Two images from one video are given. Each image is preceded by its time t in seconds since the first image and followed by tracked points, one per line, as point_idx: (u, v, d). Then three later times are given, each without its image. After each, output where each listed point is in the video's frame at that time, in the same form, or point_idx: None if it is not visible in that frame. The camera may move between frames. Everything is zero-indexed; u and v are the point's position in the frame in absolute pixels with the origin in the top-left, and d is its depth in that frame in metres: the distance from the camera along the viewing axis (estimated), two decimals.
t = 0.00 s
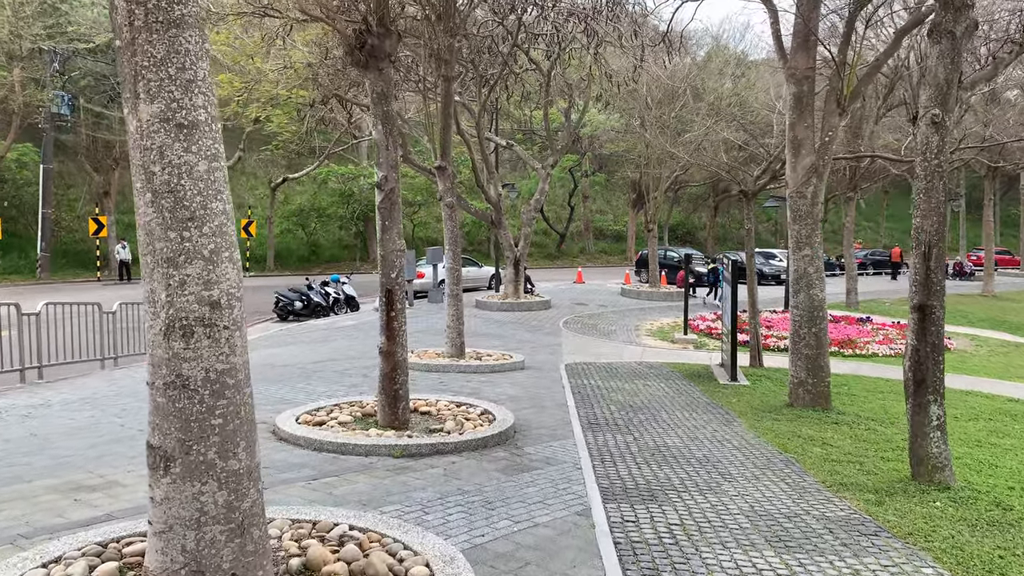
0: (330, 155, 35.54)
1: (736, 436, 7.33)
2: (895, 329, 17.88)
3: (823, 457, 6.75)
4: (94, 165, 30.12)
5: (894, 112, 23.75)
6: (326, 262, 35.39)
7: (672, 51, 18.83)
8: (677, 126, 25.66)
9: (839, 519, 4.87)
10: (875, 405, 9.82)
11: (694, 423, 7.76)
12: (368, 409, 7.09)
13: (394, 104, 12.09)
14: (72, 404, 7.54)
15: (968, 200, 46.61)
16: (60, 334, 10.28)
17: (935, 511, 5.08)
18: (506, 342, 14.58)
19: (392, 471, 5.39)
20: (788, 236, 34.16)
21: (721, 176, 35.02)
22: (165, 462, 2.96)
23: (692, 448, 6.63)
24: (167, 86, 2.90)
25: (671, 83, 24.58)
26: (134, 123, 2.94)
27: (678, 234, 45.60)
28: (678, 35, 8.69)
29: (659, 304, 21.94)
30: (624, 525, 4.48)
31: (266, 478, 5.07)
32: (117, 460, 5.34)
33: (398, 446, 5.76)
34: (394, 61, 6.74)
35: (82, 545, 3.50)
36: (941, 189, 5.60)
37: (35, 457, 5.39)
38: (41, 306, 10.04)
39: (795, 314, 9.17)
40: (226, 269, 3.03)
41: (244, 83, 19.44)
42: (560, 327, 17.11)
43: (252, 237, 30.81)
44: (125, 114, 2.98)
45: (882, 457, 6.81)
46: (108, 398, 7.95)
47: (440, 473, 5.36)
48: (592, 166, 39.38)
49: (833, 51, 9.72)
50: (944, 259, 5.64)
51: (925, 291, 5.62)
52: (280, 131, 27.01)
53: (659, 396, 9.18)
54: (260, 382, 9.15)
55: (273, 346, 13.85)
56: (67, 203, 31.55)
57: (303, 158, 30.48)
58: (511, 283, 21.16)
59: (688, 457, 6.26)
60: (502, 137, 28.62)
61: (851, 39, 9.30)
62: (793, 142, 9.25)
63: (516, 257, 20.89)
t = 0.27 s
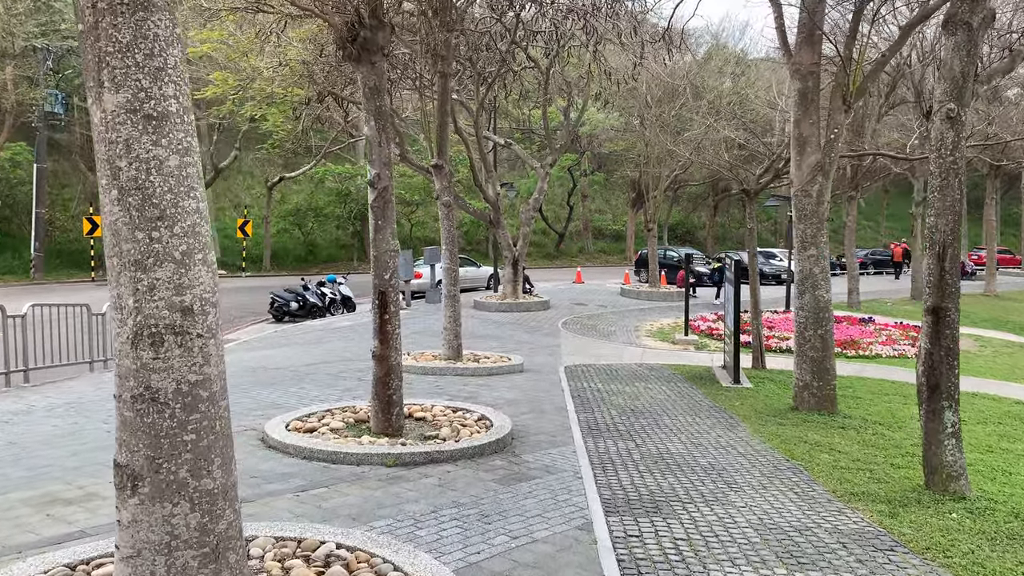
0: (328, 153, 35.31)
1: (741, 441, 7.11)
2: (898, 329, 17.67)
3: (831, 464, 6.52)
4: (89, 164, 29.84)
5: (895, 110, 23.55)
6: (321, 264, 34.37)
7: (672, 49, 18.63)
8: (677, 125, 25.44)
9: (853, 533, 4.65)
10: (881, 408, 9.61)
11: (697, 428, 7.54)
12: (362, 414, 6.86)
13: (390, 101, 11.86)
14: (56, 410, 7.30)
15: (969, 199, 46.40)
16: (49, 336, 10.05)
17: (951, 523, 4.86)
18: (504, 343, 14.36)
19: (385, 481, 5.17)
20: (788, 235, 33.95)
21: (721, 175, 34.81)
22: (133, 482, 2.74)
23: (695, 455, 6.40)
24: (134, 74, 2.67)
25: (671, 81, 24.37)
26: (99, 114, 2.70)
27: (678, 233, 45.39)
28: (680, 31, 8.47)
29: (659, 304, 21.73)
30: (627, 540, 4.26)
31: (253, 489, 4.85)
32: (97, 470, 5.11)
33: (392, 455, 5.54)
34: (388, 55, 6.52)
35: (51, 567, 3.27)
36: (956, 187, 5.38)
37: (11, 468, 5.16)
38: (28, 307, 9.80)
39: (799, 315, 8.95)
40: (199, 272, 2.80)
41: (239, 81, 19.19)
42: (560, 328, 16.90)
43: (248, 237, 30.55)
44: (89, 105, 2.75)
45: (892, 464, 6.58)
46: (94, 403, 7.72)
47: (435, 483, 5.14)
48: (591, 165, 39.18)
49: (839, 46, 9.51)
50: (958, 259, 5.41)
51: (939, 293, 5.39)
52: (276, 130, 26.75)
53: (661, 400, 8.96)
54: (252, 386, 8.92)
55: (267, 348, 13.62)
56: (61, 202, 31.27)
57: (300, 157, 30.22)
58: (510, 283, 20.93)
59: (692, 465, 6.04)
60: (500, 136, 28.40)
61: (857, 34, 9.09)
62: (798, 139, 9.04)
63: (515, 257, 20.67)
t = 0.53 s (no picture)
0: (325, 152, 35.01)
1: (746, 445, 6.88)
2: (901, 329, 17.46)
3: (840, 469, 6.30)
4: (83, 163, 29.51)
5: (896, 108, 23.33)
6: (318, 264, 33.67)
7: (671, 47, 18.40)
8: (676, 124, 25.23)
9: (868, 544, 4.42)
10: (888, 410, 9.39)
11: (701, 431, 7.32)
12: (354, 418, 6.63)
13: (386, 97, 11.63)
14: (39, 412, 7.09)
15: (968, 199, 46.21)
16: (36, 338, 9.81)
17: (971, 533, 4.64)
18: (502, 343, 14.12)
19: (378, 489, 4.94)
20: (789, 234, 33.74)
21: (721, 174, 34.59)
22: (96, 496, 2.50)
23: (700, 459, 6.18)
24: (96, 49, 2.44)
25: (671, 79, 24.12)
26: (58, 94, 2.47)
27: (677, 233, 45.15)
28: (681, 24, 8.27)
29: (659, 304, 21.50)
30: (632, 551, 4.03)
31: (238, 497, 4.61)
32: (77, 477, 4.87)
33: (384, 460, 5.31)
34: (381, 45, 6.28)
35: None
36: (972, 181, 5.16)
37: None
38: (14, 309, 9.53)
39: (805, 315, 8.73)
40: (169, 267, 2.57)
41: (234, 79, 18.95)
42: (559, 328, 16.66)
43: (244, 236, 30.26)
44: (48, 83, 2.51)
45: (903, 469, 6.36)
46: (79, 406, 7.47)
47: (430, 491, 4.90)
48: (590, 164, 38.94)
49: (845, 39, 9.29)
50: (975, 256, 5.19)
51: (955, 291, 5.17)
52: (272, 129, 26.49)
53: (663, 402, 8.73)
54: (244, 387, 8.69)
55: (261, 349, 13.38)
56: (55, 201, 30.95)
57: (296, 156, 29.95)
58: (508, 283, 20.70)
59: (696, 470, 5.81)
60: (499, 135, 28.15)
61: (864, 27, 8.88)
62: (803, 134, 8.82)
63: (513, 256, 20.44)
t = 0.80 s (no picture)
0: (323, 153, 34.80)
1: (754, 453, 6.67)
2: (905, 332, 17.26)
3: (851, 478, 6.08)
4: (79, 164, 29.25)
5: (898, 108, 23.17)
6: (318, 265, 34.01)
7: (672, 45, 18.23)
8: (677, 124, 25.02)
9: (887, 560, 4.19)
10: (897, 415, 9.18)
11: (706, 438, 7.10)
12: (347, 425, 6.40)
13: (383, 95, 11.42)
14: (23, 419, 6.87)
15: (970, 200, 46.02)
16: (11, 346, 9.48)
17: (992, 548, 4.42)
18: (502, 346, 13.90)
19: (371, 501, 4.72)
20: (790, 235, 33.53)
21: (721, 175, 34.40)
22: (55, 521, 2.29)
23: (706, 469, 5.96)
24: (56, 30, 2.22)
25: (671, 79, 23.94)
26: (14, 77, 2.25)
27: (677, 234, 44.95)
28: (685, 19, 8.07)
29: (660, 306, 21.29)
30: (639, 570, 3.81)
31: (225, 512, 4.39)
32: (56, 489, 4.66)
33: (378, 471, 5.09)
34: (376, 39, 6.07)
35: None
36: (992, 179, 4.95)
37: None
38: None
39: (812, 318, 8.52)
40: (137, 269, 2.35)
41: (230, 78, 18.77)
42: (559, 330, 16.46)
43: (242, 237, 30.00)
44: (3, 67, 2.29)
45: (916, 478, 6.14)
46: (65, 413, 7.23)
47: (426, 504, 4.68)
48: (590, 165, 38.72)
49: (852, 35, 9.09)
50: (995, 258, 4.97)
51: (973, 295, 4.96)
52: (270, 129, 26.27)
53: (666, 407, 8.51)
54: (236, 392, 8.48)
55: (256, 352, 13.15)
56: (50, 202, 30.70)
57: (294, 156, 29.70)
58: (508, 284, 20.49)
59: (703, 481, 5.59)
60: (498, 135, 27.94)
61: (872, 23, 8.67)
62: (809, 132, 8.61)
63: (513, 258, 20.23)
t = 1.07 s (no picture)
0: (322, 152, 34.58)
1: (763, 458, 6.46)
2: (910, 332, 17.04)
3: (866, 484, 5.87)
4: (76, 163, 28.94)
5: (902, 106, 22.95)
6: (317, 264, 33.49)
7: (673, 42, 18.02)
8: (679, 122, 24.81)
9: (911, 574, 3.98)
10: (907, 418, 8.97)
11: (714, 443, 6.90)
12: (343, 429, 6.18)
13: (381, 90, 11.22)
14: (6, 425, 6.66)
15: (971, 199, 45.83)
16: None
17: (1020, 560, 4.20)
18: (503, 347, 13.68)
19: (367, 511, 4.50)
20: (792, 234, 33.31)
21: (722, 174, 34.20)
22: (13, 546, 2.08)
23: (716, 475, 5.75)
24: (11, 0, 2.01)
25: (673, 76, 23.72)
26: None
27: (678, 233, 44.74)
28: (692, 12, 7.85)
29: (663, 306, 21.07)
30: None
31: (213, 523, 4.17)
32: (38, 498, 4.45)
33: (374, 478, 4.87)
34: (372, 29, 5.84)
35: None
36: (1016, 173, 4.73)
37: None
38: None
39: (821, 317, 8.31)
40: (104, 267, 2.13)
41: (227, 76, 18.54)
42: (560, 330, 16.26)
43: (240, 237, 29.74)
44: None
45: (934, 485, 5.92)
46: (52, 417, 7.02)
47: (424, 515, 4.47)
48: (590, 163, 38.56)
49: (863, 29, 8.86)
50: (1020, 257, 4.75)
51: (998, 295, 4.73)
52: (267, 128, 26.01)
53: (671, 410, 8.30)
54: (230, 394, 8.28)
55: (252, 353, 12.94)
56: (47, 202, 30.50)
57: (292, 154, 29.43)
58: (508, 284, 20.28)
59: (713, 488, 5.37)
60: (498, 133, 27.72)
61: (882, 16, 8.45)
62: (818, 128, 8.40)
63: (513, 257, 20.03)
